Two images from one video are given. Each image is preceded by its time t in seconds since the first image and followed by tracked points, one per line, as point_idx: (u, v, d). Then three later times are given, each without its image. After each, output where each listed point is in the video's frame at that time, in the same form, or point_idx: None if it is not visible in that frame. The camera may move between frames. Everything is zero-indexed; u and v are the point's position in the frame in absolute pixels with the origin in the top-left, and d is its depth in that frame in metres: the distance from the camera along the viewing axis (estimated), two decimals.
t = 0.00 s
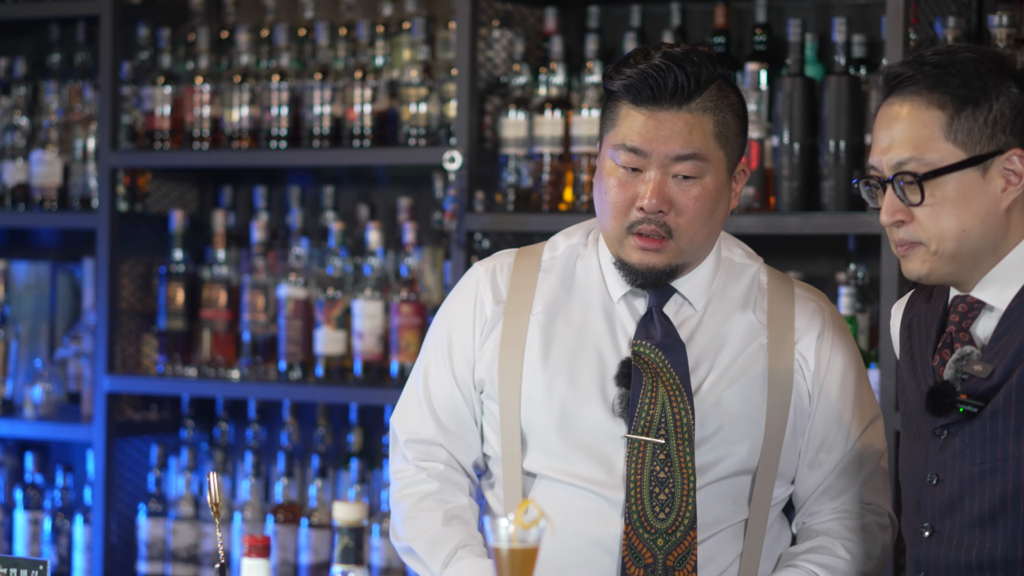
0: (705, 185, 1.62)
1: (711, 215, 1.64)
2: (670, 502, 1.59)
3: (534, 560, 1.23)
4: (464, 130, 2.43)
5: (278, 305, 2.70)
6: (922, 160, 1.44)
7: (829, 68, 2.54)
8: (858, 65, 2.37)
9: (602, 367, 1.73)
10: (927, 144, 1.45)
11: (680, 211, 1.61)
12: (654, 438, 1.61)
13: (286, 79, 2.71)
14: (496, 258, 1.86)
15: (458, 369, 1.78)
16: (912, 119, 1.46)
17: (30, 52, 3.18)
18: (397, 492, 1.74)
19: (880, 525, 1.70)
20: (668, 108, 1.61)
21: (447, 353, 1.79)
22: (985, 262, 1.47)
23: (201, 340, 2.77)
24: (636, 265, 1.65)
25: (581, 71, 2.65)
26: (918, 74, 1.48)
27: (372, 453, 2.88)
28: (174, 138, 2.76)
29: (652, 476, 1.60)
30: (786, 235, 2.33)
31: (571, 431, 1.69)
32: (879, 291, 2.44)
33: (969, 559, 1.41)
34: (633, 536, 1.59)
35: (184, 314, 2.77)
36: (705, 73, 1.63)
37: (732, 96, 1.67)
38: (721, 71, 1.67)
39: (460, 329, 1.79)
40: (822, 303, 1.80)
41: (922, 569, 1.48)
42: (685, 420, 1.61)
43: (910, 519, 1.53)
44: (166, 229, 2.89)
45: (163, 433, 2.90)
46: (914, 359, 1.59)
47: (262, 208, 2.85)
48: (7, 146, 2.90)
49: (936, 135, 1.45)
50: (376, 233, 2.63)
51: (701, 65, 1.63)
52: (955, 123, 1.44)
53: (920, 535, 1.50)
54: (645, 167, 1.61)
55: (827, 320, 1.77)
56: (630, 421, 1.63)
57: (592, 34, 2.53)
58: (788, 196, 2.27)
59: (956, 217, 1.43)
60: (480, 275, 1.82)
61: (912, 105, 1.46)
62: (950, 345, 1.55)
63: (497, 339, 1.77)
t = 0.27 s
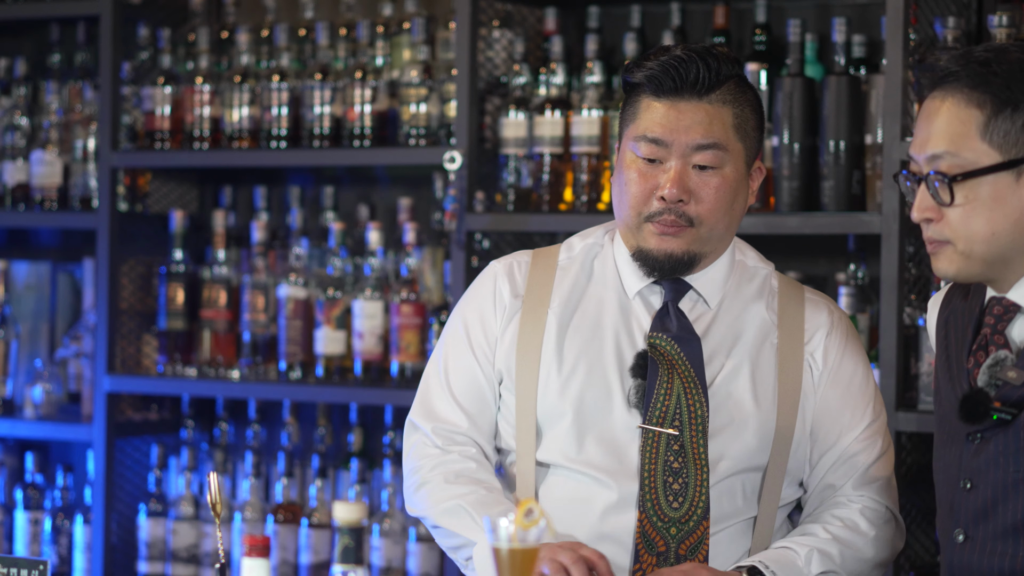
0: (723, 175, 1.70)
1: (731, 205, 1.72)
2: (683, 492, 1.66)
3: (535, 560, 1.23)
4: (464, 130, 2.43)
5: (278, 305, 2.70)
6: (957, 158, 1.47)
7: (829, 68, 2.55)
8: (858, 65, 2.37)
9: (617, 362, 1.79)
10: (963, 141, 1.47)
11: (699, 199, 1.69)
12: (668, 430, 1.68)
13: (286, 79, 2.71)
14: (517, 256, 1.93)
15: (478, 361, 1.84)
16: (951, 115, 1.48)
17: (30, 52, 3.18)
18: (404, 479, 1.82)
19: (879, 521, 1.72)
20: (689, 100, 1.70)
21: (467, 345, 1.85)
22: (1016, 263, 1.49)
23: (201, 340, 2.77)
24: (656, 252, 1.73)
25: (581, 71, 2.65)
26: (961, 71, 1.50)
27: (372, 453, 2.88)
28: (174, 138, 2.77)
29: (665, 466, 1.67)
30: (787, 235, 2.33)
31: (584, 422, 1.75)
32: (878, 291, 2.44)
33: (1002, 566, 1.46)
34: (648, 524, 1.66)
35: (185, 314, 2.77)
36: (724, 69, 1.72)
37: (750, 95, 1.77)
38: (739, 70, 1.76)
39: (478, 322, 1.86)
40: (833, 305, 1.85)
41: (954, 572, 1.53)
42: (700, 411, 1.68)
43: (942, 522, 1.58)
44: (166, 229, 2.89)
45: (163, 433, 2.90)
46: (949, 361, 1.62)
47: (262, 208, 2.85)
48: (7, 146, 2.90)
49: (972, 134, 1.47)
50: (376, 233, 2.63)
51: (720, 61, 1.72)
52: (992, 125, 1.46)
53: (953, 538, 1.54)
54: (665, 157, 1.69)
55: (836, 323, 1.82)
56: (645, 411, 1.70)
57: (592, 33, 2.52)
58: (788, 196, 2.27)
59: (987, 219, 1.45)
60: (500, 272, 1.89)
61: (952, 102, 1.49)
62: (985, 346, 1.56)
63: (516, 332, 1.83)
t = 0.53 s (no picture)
0: (714, 173, 1.70)
1: (723, 203, 1.72)
2: (671, 489, 1.67)
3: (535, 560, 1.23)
4: (464, 130, 2.43)
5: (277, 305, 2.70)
6: (970, 159, 1.47)
7: (829, 69, 2.55)
8: (858, 65, 2.37)
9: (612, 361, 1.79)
10: (976, 142, 1.47)
11: (689, 197, 1.69)
12: (658, 427, 1.69)
13: (286, 79, 2.71)
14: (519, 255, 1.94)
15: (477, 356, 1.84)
16: (965, 117, 1.49)
17: (30, 53, 3.18)
18: (408, 475, 1.82)
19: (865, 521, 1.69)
20: (680, 98, 1.71)
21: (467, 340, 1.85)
22: None
23: (201, 340, 2.77)
24: (648, 250, 1.72)
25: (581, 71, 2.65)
26: (979, 72, 1.50)
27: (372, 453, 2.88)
28: (174, 138, 2.77)
29: (654, 463, 1.68)
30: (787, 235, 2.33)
31: (576, 420, 1.76)
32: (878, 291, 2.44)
33: (1007, 567, 1.46)
34: (633, 520, 1.67)
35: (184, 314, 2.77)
36: (716, 66, 1.72)
37: (745, 92, 1.76)
38: (733, 68, 1.76)
39: (476, 320, 1.86)
40: (833, 304, 1.84)
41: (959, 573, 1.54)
42: (690, 410, 1.69)
43: (948, 523, 1.58)
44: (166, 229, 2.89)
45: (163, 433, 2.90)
46: (958, 361, 1.62)
47: (262, 208, 2.85)
48: (7, 146, 2.90)
49: (986, 136, 1.47)
50: (376, 233, 2.63)
51: (712, 59, 1.72)
52: (1007, 128, 1.46)
53: (958, 539, 1.55)
54: (655, 154, 1.70)
55: (835, 323, 1.81)
56: (636, 409, 1.71)
57: (592, 33, 2.52)
58: (788, 196, 2.27)
59: (997, 222, 1.45)
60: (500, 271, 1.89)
61: (968, 103, 1.49)
62: (994, 347, 1.56)
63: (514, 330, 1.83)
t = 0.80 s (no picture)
0: (700, 175, 1.70)
1: (710, 205, 1.71)
2: (652, 491, 1.67)
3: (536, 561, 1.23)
4: (464, 130, 2.43)
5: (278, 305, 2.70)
6: (959, 151, 1.45)
7: (829, 68, 2.55)
8: (858, 65, 2.38)
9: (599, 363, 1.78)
10: (965, 134, 1.45)
11: (675, 200, 1.69)
12: (641, 429, 1.69)
13: (286, 79, 2.71)
14: (516, 258, 1.95)
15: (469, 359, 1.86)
16: (954, 109, 1.47)
17: (30, 53, 3.18)
18: (404, 476, 1.83)
19: (852, 524, 1.67)
20: (665, 100, 1.71)
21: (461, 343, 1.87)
22: (1015, 258, 1.47)
23: (201, 340, 2.77)
24: (635, 253, 1.73)
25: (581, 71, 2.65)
26: (967, 65, 1.48)
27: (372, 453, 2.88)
28: (174, 138, 2.77)
29: (636, 465, 1.68)
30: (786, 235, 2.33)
31: (562, 422, 1.76)
32: (878, 291, 2.44)
33: (990, 558, 1.43)
34: (614, 523, 1.67)
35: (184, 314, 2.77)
36: (703, 68, 1.72)
37: (733, 94, 1.76)
38: (722, 69, 1.76)
39: (472, 324, 1.88)
40: (828, 304, 1.80)
41: (941, 566, 1.50)
42: (673, 411, 1.69)
43: (928, 517, 1.55)
44: (166, 229, 2.89)
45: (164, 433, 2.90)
46: (942, 356, 1.59)
47: (262, 208, 2.85)
48: (7, 146, 2.90)
49: (974, 128, 1.45)
50: (376, 233, 2.63)
51: (698, 61, 1.72)
52: (995, 119, 1.44)
53: (938, 532, 1.51)
54: (641, 157, 1.70)
55: (828, 323, 1.77)
56: (619, 410, 1.71)
57: (592, 33, 2.52)
58: (788, 196, 2.27)
59: (987, 213, 1.43)
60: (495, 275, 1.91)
61: (956, 95, 1.47)
62: (979, 341, 1.54)
63: (505, 332, 1.84)
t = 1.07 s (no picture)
0: (692, 178, 1.69)
1: (702, 208, 1.71)
2: (641, 494, 1.66)
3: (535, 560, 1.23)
4: (464, 130, 2.43)
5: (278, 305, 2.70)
6: (943, 145, 1.45)
7: (829, 68, 2.55)
8: (858, 65, 2.38)
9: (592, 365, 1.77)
10: (949, 128, 1.45)
11: (666, 203, 1.68)
12: (632, 431, 1.68)
13: (286, 79, 2.71)
14: (514, 259, 1.95)
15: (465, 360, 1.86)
16: (938, 104, 1.46)
17: (30, 53, 3.18)
18: (400, 476, 1.84)
19: (843, 527, 1.66)
20: (656, 102, 1.70)
21: (457, 344, 1.88)
22: (998, 254, 1.47)
23: (201, 340, 2.76)
24: (628, 256, 1.72)
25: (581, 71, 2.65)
26: (950, 60, 1.48)
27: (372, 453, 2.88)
28: (174, 138, 2.77)
29: (626, 467, 1.67)
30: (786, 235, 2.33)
31: (554, 424, 1.75)
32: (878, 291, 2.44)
33: (972, 552, 1.42)
34: (603, 525, 1.66)
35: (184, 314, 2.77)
36: (695, 68, 1.71)
37: (726, 94, 1.75)
38: (713, 69, 1.75)
39: (467, 326, 1.89)
40: (823, 304, 1.79)
41: (924, 562, 1.49)
42: (664, 414, 1.68)
43: (911, 514, 1.54)
44: (166, 229, 2.89)
45: (164, 433, 2.90)
46: (923, 354, 1.59)
47: (262, 208, 2.85)
48: (7, 146, 2.90)
49: (959, 122, 1.45)
50: (376, 233, 2.63)
51: (690, 61, 1.71)
52: (979, 113, 1.44)
53: (921, 529, 1.50)
54: (633, 160, 1.69)
55: (824, 323, 1.76)
56: (609, 412, 1.70)
57: (592, 33, 2.53)
58: (788, 196, 2.27)
59: (971, 206, 1.43)
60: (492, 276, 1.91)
61: (939, 91, 1.47)
62: (960, 338, 1.54)
63: (500, 334, 1.84)
